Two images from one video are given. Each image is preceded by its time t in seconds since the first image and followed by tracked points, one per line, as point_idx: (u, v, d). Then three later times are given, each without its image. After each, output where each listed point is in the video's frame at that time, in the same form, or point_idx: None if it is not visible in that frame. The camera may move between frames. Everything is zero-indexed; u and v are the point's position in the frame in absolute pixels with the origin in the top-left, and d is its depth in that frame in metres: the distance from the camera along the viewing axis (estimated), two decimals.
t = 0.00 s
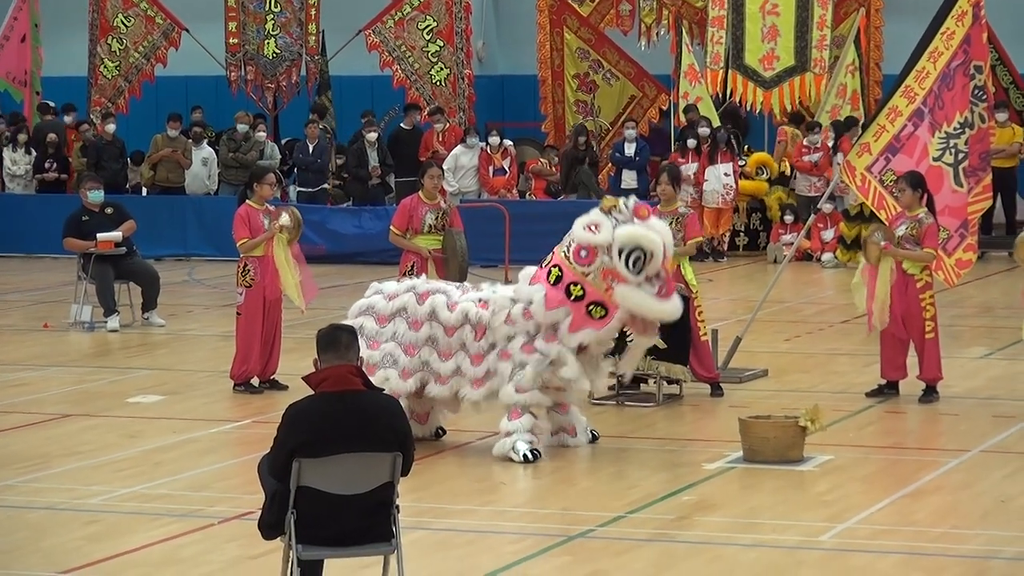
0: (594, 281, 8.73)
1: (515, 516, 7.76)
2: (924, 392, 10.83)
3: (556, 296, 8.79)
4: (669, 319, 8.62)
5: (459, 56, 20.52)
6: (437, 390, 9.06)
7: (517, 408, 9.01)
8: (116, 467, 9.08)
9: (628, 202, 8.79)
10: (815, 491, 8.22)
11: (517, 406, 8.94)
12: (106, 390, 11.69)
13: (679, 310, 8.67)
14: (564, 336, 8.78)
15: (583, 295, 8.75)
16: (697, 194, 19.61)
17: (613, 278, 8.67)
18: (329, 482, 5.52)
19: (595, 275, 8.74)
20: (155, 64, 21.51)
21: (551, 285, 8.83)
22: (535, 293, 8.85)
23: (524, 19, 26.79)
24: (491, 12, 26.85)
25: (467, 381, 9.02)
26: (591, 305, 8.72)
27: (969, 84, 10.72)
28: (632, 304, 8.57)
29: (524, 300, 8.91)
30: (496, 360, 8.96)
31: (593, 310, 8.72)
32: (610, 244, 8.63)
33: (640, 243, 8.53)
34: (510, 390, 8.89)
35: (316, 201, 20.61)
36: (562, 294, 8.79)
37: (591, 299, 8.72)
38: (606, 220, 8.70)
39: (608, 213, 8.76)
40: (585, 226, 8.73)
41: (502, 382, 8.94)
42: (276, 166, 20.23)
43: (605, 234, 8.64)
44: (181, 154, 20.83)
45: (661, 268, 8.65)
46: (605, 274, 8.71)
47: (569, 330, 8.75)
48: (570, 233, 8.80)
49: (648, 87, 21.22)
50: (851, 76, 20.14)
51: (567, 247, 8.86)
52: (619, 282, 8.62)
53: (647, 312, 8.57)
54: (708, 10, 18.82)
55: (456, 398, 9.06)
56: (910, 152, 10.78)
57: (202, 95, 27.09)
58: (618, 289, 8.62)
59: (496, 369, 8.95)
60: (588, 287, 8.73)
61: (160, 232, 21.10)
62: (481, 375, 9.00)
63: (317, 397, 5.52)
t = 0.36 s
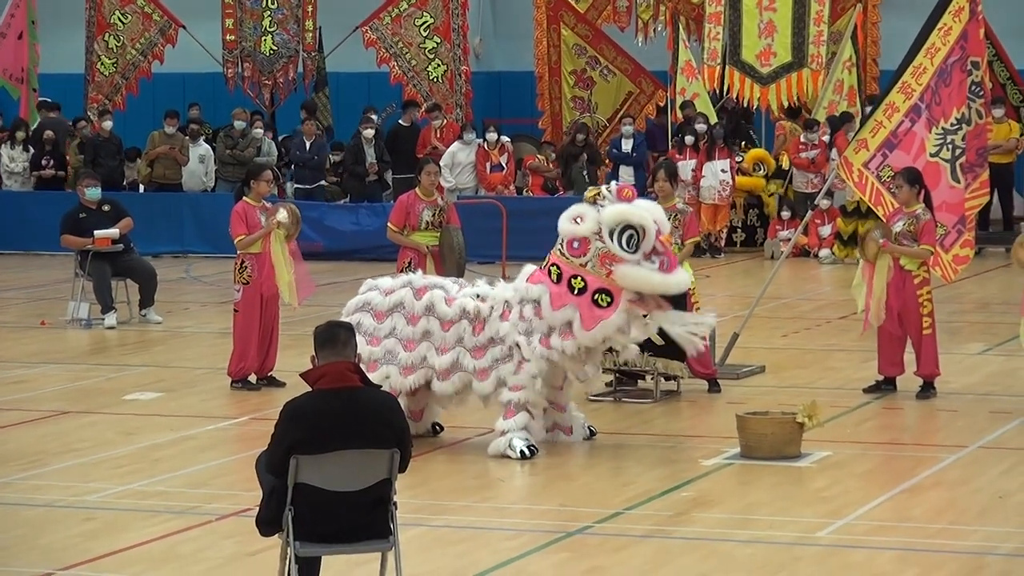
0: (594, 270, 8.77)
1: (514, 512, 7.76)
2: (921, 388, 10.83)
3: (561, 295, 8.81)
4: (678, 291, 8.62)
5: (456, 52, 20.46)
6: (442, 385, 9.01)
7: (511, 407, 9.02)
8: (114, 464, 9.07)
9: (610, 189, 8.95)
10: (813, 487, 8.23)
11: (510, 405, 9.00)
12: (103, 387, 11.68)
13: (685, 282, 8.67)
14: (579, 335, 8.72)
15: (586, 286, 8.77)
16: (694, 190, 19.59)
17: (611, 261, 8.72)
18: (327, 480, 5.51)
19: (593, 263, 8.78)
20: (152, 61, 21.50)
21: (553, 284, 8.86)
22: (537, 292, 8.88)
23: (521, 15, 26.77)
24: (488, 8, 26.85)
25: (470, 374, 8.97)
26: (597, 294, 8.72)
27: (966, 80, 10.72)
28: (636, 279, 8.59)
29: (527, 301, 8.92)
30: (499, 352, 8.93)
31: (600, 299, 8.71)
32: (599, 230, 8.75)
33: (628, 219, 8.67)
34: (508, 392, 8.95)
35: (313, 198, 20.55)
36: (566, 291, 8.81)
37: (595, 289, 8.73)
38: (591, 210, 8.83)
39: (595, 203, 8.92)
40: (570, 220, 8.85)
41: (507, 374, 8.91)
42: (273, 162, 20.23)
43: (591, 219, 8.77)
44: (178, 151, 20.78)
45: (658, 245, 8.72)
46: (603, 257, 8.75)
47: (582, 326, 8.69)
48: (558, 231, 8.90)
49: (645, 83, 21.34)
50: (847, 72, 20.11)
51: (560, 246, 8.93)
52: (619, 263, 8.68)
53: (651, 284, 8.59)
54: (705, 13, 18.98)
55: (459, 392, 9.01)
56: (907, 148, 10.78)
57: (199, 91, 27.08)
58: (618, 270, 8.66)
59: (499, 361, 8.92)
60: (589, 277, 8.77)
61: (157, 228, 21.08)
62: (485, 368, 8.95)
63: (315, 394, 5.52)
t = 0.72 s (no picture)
0: (569, 310, 8.82)
1: (512, 510, 7.77)
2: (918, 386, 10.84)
3: (528, 315, 8.96)
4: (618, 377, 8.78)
5: (454, 49, 20.46)
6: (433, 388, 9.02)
7: (526, 411, 9.03)
8: (112, 461, 9.08)
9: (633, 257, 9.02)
10: (810, 485, 8.24)
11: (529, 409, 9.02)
12: (100, 384, 11.69)
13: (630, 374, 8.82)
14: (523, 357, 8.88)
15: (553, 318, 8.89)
16: (692, 186, 19.63)
17: (587, 315, 8.77)
18: (326, 477, 5.51)
19: (573, 305, 8.82)
20: (150, 58, 21.49)
21: (530, 300, 9.01)
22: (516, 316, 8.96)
23: (519, 13, 26.75)
24: (485, 5, 26.85)
25: (462, 382, 8.97)
26: (556, 331, 8.84)
27: (964, 78, 10.71)
28: (591, 347, 8.70)
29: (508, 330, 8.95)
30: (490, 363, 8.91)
31: (556, 336, 8.84)
32: (599, 283, 8.77)
33: (625, 296, 8.71)
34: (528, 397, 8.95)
35: (311, 195, 20.53)
36: (535, 312, 8.95)
37: (559, 326, 8.85)
38: (605, 262, 8.84)
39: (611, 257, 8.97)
40: (583, 257, 8.86)
41: (496, 385, 8.91)
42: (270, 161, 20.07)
43: (600, 269, 8.79)
44: (176, 149, 20.81)
45: (634, 328, 8.81)
46: (583, 308, 8.79)
47: (530, 350, 8.87)
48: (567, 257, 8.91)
49: (643, 81, 21.36)
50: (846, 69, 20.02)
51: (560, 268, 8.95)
52: (591, 322, 8.75)
53: (603, 358, 8.72)
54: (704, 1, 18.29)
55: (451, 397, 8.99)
56: (905, 147, 10.82)
57: (197, 88, 27.07)
58: (586, 327, 8.74)
59: (491, 371, 8.90)
60: (561, 313, 8.85)
61: (155, 226, 21.07)
62: (476, 378, 8.94)
63: (313, 391, 5.53)
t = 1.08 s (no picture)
0: (616, 297, 8.91)
1: (510, 509, 7.76)
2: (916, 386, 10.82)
3: (577, 299, 8.84)
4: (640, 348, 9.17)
5: (452, 48, 20.37)
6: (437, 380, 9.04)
7: (510, 406, 9.01)
8: (109, 460, 9.07)
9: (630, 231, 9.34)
10: (808, 485, 8.23)
11: (512, 404, 8.99)
12: (98, 383, 11.68)
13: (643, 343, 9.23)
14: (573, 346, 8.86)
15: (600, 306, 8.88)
16: (689, 185, 19.68)
17: (631, 299, 8.97)
18: (323, 476, 5.51)
19: (619, 291, 8.91)
20: (147, 57, 21.46)
21: (575, 288, 8.85)
22: (551, 296, 8.84)
23: (517, 12, 26.72)
24: (483, 4, 26.85)
25: (465, 372, 9.02)
26: (605, 319, 8.88)
27: (962, 77, 10.70)
28: (642, 332, 9.01)
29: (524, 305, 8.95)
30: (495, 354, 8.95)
31: (603, 324, 8.89)
32: (644, 267, 8.99)
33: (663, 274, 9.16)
34: (509, 392, 8.95)
35: (308, 193, 20.56)
36: (583, 298, 8.84)
37: (607, 314, 8.89)
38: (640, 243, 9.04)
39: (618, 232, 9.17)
40: (628, 242, 8.92)
41: (500, 377, 8.95)
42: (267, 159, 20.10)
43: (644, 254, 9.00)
44: (173, 146, 20.71)
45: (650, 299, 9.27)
46: (628, 292, 8.95)
47: (580, 340, 8.84)
48: (610, 243, 8.89)
49: (641, 80, 21.33)
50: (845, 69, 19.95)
51: (601, 254, 8.90)
52: (637, 305, 8.99)
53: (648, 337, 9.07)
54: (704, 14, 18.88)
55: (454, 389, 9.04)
56: (903, 146, 10.82)
57: (194, 86, 27.06)
58: (635, 312, 8.97)
59: (494, 362, 8.96)
60: (609, 301, 8.89)
61: (152, 224, 21.06)
62: (479, 367, 8.99)
63: (309, 390, 5.53)
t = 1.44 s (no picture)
0: (614, 274, 8.97)
1: (509, 509, 7.76)
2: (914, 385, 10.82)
3: (580, 298, 8.93)
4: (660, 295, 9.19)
5: (450, 48, 20.18)
6: (445, 382, 9.00)
7: (513, 403, 8.99)
8: (109, 460, 9.07)
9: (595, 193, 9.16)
10: (807, 485, 8.24)
11: (515, 402, 8.97)
12: (97, 383, 11.69)
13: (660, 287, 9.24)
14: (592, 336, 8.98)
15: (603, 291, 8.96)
16: (687, 184, 19.63)
17: (629, 265, 9.01)
18: (322, 477, 5.51)
19: (613, 268, 8.97)
20: (146, 57, 21.44)
21: (573, 289, 8.93)
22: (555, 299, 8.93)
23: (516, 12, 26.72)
24: (482, 4, 26.86)
25: (473, 373, 8.97)
26: (613, 297, 8.97)
27: (960, 78, 10.73)
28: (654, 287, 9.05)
29: (531, 308, 9.00)
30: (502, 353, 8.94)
31: (614, 301, 8.98)
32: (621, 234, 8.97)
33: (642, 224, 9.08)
34: (513, 389, 8.94)
35: (307, 194, 20.71)
36: (585, 294, 8.93)
37: (613, 292, 8.97)
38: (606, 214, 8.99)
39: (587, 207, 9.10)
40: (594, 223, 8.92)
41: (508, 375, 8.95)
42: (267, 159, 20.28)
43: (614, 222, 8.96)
44: (171, 147, 20.75)
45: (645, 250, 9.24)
46: (622, 262, 9.00)
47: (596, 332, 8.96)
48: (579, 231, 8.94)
49: (639, 80, 21.41)
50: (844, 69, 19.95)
51: (577, 248, 8.95)
52: (636, 268, 9.03)
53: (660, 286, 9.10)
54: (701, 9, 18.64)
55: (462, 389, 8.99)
56: (901, 146, 10.82)
57: (193, 85, 27.06)
58: (637, 274, 9.01)
59: (504, 361, 8.94)
60: (609, 282, 8.96)
61: (151, 224, 21.06)
62: (490, 366, 8.96)
63: (308, 390, 5.52)
